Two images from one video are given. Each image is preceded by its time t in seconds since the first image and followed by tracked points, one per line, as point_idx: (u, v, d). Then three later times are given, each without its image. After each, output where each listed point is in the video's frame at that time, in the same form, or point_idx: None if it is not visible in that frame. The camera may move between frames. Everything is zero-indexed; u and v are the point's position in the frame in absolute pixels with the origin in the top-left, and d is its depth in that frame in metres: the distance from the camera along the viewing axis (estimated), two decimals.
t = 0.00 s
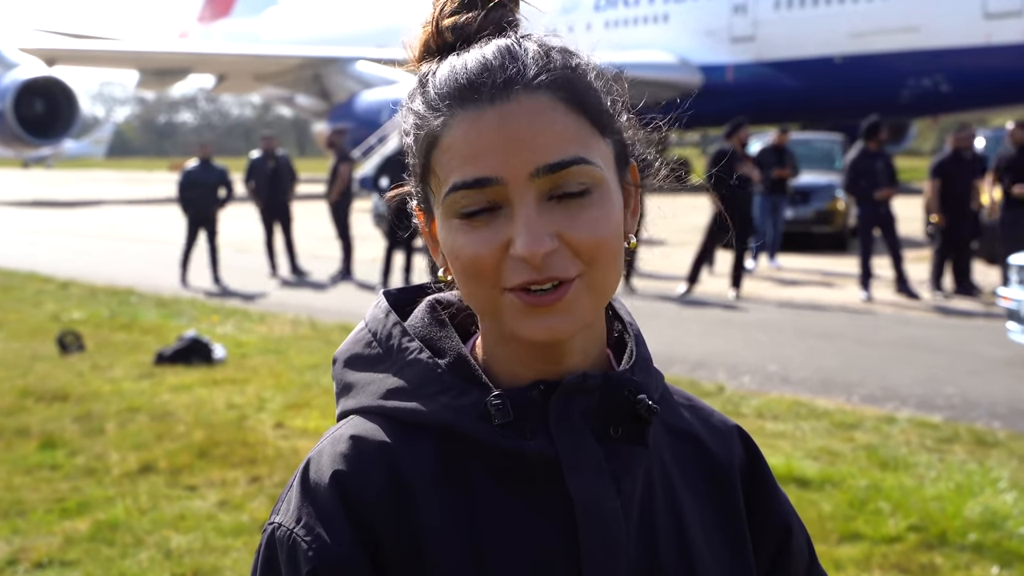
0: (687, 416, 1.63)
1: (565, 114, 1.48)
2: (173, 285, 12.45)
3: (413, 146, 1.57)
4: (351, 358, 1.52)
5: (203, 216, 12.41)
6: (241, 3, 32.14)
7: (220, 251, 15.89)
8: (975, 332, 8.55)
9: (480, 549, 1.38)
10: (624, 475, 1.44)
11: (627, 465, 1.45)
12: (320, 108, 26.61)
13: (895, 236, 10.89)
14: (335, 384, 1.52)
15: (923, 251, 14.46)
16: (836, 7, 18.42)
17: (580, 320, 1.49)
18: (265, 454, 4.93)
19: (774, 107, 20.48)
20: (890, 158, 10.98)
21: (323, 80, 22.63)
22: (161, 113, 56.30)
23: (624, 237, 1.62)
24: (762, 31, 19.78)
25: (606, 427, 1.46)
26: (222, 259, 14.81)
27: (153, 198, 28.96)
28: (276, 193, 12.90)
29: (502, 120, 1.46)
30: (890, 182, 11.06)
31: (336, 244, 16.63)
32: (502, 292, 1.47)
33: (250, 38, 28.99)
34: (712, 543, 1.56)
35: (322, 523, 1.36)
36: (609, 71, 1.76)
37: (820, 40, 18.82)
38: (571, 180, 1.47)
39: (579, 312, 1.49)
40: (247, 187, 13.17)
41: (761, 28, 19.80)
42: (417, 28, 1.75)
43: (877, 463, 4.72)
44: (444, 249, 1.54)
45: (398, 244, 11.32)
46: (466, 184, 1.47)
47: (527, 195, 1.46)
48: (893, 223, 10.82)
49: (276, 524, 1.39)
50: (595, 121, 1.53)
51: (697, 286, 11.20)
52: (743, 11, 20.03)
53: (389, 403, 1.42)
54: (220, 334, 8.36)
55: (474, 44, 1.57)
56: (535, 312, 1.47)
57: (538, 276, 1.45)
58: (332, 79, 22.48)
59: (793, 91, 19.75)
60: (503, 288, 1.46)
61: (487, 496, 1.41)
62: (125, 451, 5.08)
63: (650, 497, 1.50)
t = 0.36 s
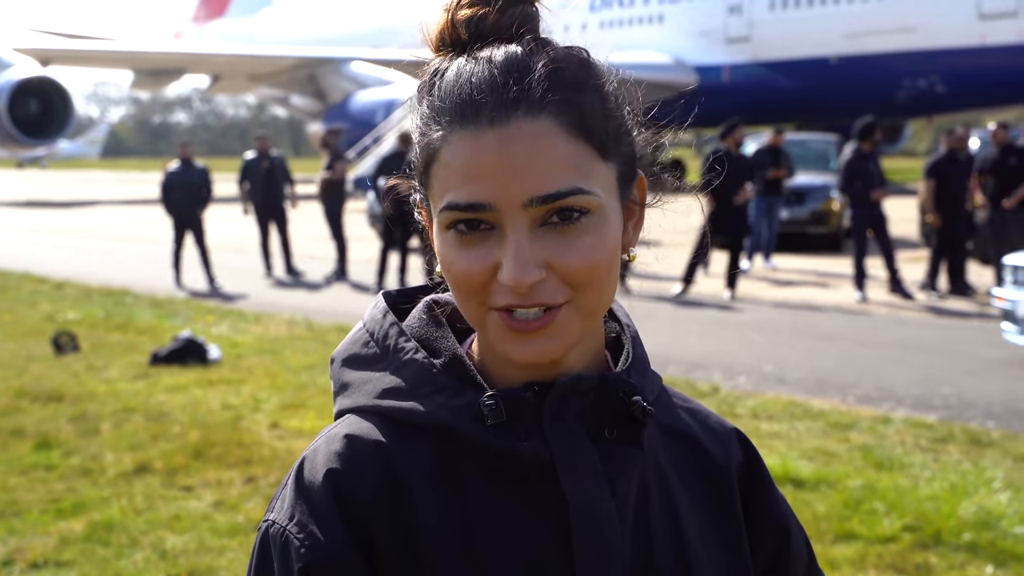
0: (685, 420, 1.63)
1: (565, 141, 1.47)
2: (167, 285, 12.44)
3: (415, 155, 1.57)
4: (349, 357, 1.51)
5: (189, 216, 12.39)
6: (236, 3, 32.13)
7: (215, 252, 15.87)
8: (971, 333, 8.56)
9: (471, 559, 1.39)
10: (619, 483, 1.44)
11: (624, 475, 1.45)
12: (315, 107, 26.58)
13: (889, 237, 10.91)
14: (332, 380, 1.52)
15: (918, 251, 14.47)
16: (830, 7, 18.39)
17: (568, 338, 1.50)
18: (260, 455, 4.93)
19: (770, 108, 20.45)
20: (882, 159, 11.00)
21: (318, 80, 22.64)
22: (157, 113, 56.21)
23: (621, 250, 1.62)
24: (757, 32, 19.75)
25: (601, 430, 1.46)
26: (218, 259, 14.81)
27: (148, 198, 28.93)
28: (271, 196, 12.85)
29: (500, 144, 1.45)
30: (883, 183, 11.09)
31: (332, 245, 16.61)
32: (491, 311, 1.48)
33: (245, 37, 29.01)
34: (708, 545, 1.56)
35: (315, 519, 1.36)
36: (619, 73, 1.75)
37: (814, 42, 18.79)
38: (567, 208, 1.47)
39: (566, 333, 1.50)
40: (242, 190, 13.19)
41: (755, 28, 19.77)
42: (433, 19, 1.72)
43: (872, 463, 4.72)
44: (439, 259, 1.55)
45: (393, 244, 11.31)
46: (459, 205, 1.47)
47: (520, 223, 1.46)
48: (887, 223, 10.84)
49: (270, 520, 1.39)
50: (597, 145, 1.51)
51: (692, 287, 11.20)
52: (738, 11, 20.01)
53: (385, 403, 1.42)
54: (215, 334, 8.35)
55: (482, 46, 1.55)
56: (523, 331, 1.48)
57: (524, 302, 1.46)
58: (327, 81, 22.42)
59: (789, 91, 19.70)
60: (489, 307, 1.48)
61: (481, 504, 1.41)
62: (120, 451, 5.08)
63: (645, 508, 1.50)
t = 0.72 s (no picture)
0: (696, 418, 1.62)
1: (571, 132, 1.47)
2: (168, 283, 12.45)
3: (420, 152, 1.58)
4: (358, 356, 1.51)
5: (186, 213, 12.41)
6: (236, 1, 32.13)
7: (216, 250, 15.89)
8: (973, 327, 8.55)
9: (482, 555, 1.38)
10: (629, 482, 1.44)
11: (633, 474, 1.45)
12: (315, 104, 26.57)
13: (890, 231, 10.90)
14: (343, 379, 1.52)
15: (920, 246, 14.45)
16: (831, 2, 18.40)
17: (579, 330, 1.50)
18: (263, 452, 4.93)
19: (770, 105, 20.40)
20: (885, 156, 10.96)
21: (319, 78, 22.64)
22: (158, 112, 56.22)
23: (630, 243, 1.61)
24: (758, 28, 19.75)
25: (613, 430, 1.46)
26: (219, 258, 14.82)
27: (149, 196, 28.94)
28: (271, 193, 12.87)
29: (505, 137, 1.45)
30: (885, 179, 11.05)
31: (333, 243, 16.61)
32: (500, 304, 1.48)
33: (245, 36, 29.02)
34: (719, 548, 1.56)
35: (325, 523, 1.36)
36: (622, 68, 1.75)
37: (816, 37, 18.82)
38: (574, 199, 1.47)
39: (575, 327, 1.49)
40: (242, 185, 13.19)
41: (756, 24, 19.77)
42: (432, 18, 1.71)
43: (875, 458, 4.71)
44: (446, 255, 1.55)
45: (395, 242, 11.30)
46: (466, 198, 1.47)
47: (527, 214, 1.46)
48: (889, 218, 10.83)
49: (280, 523, 1.39)
50: (602, 136, 1.51)
51: (694, 283, 11.19)
52: (738, 7, 20.04)
53: (395, 403, 1.42)
54: (217, 332, 8.35)
55: (485, 43, 1.55)
56: (532, 326, 1.48)
57: (534, 293, 1.46)
58: (327, 79, 22.46)
59: (790, 87, 19.73)
60: (499, 299, 1.48)
61: (491, 502, 1.40)
62: (124, 449, 5.08)
63: (656, 507, 1.49)
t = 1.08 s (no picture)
0: (709, 406, 1.63)
1: (584, 103, 1.48)
2: (172, 276, 12.47)
3: (431, 140, 1.57)
4: (372, 347, 1.52)
5: (189, 207, 12.41)
6: None
7: (220, 243, 15.91)
8: (978, 315, 8.55)
9: (501, 544, 1.39)
10: (645, 468, 1.44)
11: (650, 457, 1.45)
12: (318, 96, 26.54)
13: (895, 219, 10.89)
14: (357, 372, 1.52)
15: (923, 235, 14.43)
16: None
17: (601, 307, 1.49)
18: (268, 444, 4.94)
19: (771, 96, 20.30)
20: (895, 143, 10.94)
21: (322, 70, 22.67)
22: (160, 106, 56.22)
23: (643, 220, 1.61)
24: (762, 17, 19.72)
25: (630, 417, 1.46)
26: (222, 250, 14.83)
27: (152, 189, 28.94)
28: (274, 184, 12.88)
29: (522, 110, 1.45)
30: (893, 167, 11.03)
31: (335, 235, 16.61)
32: (524, 282, 1.47)
33: (248, 29, 29.03)
34: (732, 538, 1.56)
35: (345, 513, 1.36)
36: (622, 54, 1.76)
37: (820, 25, 18.79)
38: (592, 168, 1.47)
39: (601, 300, 1.48)
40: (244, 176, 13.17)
41: (760, 14, 19.74)
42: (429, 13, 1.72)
43: (879, 446, 4.72)
44: (464, 240, 1.54)
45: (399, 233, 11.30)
46: (486, 175, 1.47)
47: (549, 185, 1.46)
48: (895, 205, 10.82)
49: (298, 513, 1.39)
50: (614, 106, 1.52)
51: (698, 272, 11.18)
52: None
53: (410, 392, 1.43)
54: (221, 324, 8.36)
55: (489, 30, 1.56)
56: (557, 300, 1.47)
57: (562, 266, 1.45)
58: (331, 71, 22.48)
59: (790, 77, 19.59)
60: (524, 278, 1.47)
61: (507, 488, 1.41)
62: (129, 441, 5.09)
63: (671, 493, 1.50)
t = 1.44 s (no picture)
0: (690, 407, 1.63)
1: (556, 110, 1.48)
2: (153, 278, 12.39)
3: (404, 147, 1.57)
4: (352, 347, 1.51)
5: (171, 207, 12.32)
6: None
7: (202, 244, 15.82)
8: (958, 313, 8.62)
9: (477, 545, 1.39)
10: (622, 473, 1.44)
11: (626, 462, 1.45)
12: (300, 95, 26.43)
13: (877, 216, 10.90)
14: (337, 371, 1.52)
15: (904, 234, 14.53)
16: None
17: (579, 309, 1.50)
18: (251, 446, 4.93)
19: (753, 95, 20.37)
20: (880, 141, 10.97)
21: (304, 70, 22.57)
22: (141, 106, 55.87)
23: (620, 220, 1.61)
24: (743, 17, 19.79)
25: (607, 421, 1.46)
26: (204, 252, 14.74)
27: (133, 190, 28.74)
28: (256, 186, 12.81)
29: (493, 118, 1.45)
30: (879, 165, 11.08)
31: (318, 236, 16.56)
32: (500, 287, 1.48)
33: (229, 29, 28.88)
34: (712, 540, 1.57)
35: (317, 514, 1.36)
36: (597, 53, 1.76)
37: (802, 25, 18.91)
38: (564, 176, 1.47)
39: (576, 303, 1.49)
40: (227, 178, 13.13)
41: (741, 14, 19.81)
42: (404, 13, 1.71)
43: (860, 445, 4.75)
44: (440, 245, 1.54)
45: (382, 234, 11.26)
46: (459, 185, 1.47)
47: (522, 194, 1.46)
48: (877, 204, 10.82)
49: (271, 514, 1.39)
50: (587, 111, 1.52)
51: (681, 272, 11.21)
52: None
53: (388, 394, 1.42)
54: (203, 325, 8.32)
55: (460, 34, 1.56)
56: (532, 306, 1.48)
57: (535, 272, 1.46)
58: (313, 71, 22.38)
59: (773, 77, 19.65)
60: (499, 284, 1.47)
61: (481, 494, 1.41)
62: (110, 444, 5.06)
63: (650, 497, 1.50)
